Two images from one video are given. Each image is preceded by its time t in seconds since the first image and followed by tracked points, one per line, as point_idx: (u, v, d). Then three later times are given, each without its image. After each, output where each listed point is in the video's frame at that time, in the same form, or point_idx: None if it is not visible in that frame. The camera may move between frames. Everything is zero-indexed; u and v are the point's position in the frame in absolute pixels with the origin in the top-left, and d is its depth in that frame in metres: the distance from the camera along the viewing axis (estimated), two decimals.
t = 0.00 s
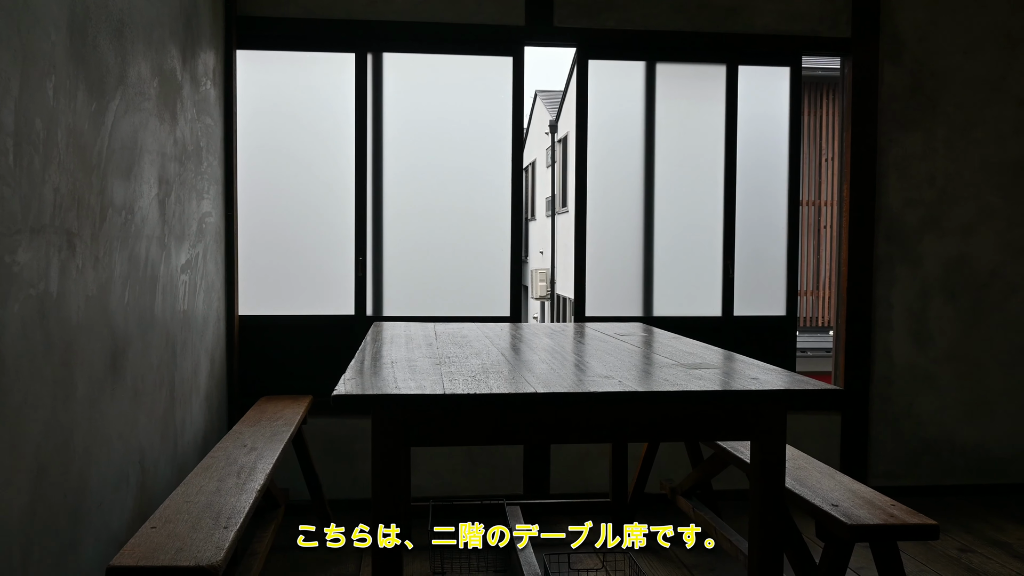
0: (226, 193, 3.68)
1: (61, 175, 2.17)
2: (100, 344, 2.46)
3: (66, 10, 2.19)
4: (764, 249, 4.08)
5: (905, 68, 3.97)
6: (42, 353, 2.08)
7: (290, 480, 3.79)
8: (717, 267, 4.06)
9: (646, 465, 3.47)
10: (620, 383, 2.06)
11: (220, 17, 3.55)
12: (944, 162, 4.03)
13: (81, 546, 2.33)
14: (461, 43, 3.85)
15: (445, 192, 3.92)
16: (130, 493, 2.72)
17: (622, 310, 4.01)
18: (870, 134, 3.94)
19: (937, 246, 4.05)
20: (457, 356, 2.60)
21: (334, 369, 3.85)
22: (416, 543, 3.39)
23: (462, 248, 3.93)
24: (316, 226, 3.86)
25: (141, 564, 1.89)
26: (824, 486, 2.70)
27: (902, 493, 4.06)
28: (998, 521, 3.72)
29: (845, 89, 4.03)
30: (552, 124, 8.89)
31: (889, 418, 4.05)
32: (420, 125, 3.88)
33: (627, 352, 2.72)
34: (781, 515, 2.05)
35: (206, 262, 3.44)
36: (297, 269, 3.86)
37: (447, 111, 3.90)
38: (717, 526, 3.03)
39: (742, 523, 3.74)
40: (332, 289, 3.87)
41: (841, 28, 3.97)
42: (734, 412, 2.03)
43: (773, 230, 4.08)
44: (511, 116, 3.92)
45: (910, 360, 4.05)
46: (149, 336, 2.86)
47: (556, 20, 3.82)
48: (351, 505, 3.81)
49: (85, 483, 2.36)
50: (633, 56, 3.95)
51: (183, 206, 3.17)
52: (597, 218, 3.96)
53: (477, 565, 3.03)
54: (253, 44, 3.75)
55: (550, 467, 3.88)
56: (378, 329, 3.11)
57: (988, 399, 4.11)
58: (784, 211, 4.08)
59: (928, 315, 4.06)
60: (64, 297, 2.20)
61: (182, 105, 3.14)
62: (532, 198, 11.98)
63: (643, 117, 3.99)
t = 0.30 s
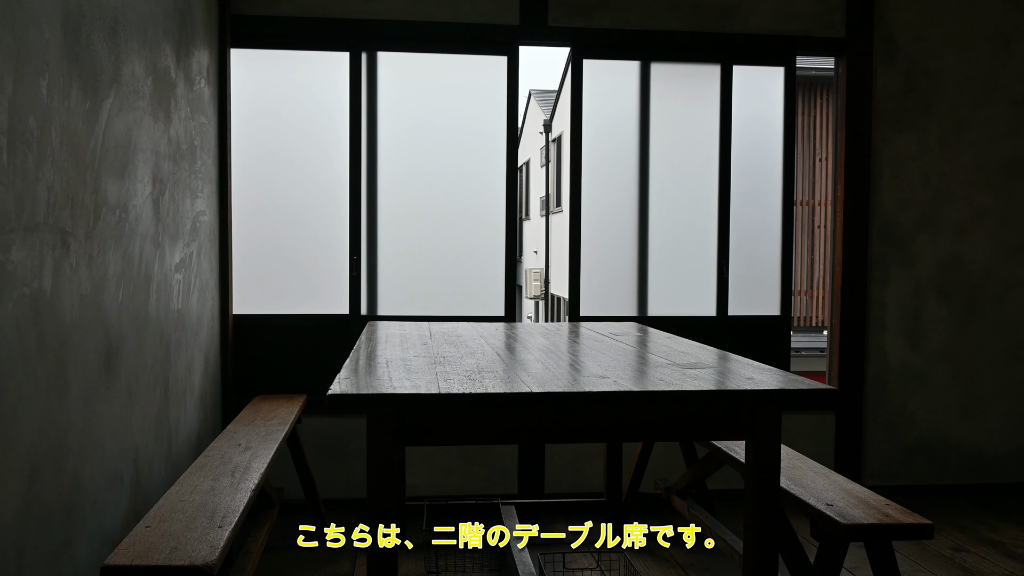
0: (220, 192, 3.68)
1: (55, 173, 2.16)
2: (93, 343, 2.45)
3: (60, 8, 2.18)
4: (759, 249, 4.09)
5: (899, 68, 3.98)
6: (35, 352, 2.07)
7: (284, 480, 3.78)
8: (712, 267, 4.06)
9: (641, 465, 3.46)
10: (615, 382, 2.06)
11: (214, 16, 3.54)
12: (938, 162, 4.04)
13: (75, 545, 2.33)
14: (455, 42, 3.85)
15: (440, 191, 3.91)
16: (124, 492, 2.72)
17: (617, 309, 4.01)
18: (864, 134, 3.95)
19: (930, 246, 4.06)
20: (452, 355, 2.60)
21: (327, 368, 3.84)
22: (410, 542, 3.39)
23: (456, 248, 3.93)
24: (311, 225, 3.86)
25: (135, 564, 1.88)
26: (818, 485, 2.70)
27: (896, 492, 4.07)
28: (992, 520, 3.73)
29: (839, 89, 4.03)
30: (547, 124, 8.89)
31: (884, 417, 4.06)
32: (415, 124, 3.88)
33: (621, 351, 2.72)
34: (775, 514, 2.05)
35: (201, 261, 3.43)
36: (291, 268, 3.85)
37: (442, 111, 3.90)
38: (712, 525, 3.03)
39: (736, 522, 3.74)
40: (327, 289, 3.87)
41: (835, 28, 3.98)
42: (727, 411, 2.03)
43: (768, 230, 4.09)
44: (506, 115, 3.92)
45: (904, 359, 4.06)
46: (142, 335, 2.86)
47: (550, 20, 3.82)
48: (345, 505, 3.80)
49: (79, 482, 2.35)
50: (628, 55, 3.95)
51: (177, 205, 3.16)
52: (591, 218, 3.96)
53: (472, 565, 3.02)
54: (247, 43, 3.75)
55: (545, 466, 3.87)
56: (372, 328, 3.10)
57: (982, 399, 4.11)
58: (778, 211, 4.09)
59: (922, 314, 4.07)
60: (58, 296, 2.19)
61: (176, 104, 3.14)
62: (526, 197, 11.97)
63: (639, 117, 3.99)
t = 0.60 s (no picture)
0: (203, 187, 3.66)
1: (37, 167, 2.15)
2: (74, 339, 2.43)
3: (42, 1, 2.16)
4: (744, 247, 4.10)
5: (884, 67, 4.00)
6: (15, 347, 2.05)
7: (266, 476, 3.77)
8: (698, 265, 4.07)
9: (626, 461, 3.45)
10: (598, 379, 2.06)
11: (198, 10, 3.52)
12: (922, 162, 4.06)
13: (54, 541, 2.31)
14: (439, 37, 3.83)
15: (425, 187, 3.90)
16: (105, 488, 2.70)
17: (601, 306, 4.01)
18: (849, 133, 3.96)
19: (914, 245, 4.08)
20: (435, 352, 2.60)
21: (311, 365, 3.83)
22: (393, 539, 3.38)
23: (441, 244, 3.92)
24: (296, 221, 3.84)
25: (116, 560, 1.87)
26: (801, 482, 2.72)
27: (878, 490, 4.09)
28: (972, 517, 3.76)
29: (824, 88, 4.05)
30: (533, 121, 8.87)
31: (867, 415, 4.08)
32: (400, 120, 3.87)
33: (605, 348, 2.73)
34: (758, 509, 2.06)
35: (184, 257, 3.41)
36: (276, 264, 3.83)
37: (427, 106, 3.89)
38: (695, 522, 3.03)
39: (719, 519, 3.76)
40: (311, 285, 3.85)
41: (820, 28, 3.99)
42: (707, 408, 2.04)
43: (753, 228, 4.10)
44: (491, 111, 3.92)
45: (887, 358, 4.08)
46: (124, 330, 2.84)
47: (537, 17, 3.82)
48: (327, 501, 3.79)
49: (59, 478, 2.34)
50: (614, 53, 3.95)
51: (160, 200, 3.14)
52: (577, 215, 3.96)
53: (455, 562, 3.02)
54: (232, 37, 3.73)
55: (528, 463, 3.87)
56: (357, 325, 3.10)
57: (964, 397, 4.14)
58: (764, 210, 4.10)
59: (905, 313, 4.09)
60: (38, 291, 2.17)
61: (160, 99, 3.12)
62: (512, 194, 11.94)
63: (625, 115, 3.99)
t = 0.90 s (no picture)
0: (186, 185, 3.64)
1: (17, 164, 2.13)
2: (56, 337, 2.41)
3: None
4: (730, 246, 4.11)
5: (867, 67, 4.02)
6: None
7: (249, 475, 3.75)
8: (683, 264, 4.08)
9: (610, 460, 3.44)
10: (584, 377, 2.06)
11: (180, 7, 3.50)
12: (905, 162, 4.08)
13: (35, 541, 2.29)
14: (423, 35, 3.82)
15: (410, 185, 3.90)
16: (87, 488, 2.68)
17: (585, 305, 4.01)
18: (833, 132, 3.98)
19: (897, 244, 4.10)
20: (420, 350, 2.59)
21: (294, 363, 3.82)
22: (376, 538, 3.37)
23: (425, 242, 3.91)
24: (280, 219, 3.83)
25: (97, 560, 1.86)
26: (785, 481, 2.72)
27: (862, 488, 4.11)
28: (954, 514, 3.78)
29: (808, 87, 4.06)
30: (518, 119, 8.86)
31: (851, 413, 4.10)
32: (385, 117, 3.86)
33: (589, 346, 2.73)
34: (743, 507, 2.06)
35: (166, 255, 3.39)
36: (261, 263, 3.82)
37: (412, 104, 3.88)
38: (679, 520, 3.03)
39: (703, 517, 3.77)
40: (295, 283, 3.84)
41: (805, 27, 4.00)
42: (689, 406, 2.04)
43: (737, 227, 4.11)
44: (475, 110, 3.92)
45: (870, 356, 4.10)
46: (106, 329, 2.82)
47: (521, 15, 3.82)
48: (310, 500, 3.78)
49: (40, 478, 2.32)
50: (599, 51, 3.95)
51: (142, 198, 3.12)
52: (562, 214, 3.96)
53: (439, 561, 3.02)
54: (216, 34, 3.71)
55: (513, 462, 3.87)
56: (341, 323, 3.09)
57: (947, 396, 4.17)
58: (748, 209, 4.11)
59: (888, 312, 4.11)
60: (19, 289, 2.16)
61: (142, 96, 3.10)
62: (496, 192, 11.91)
63: (610, 114, 3.99)
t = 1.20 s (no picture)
0: (170, 182, 3.62)
1: None
2: (37, 335, 2.39)
3: None
4: (716, 245, 4.12)
5: (853, 66, 4.03)
6: None
7: (233, 474, 3.73)
8: (670, 262, 4.08)
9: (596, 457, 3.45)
10: (569, 375, 2.06)
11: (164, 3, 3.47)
12: (890, 160, 4.10)
13: (16, 540, 2.27)
14: (408, 32, 3.82)
15: (396, 183, 3.89)
16: (69, 486, 2.66)
17: (571, 303, 4.01)
18: (819, 131, 3.99)
19: (883, 243, 4.11)
20: (406, 348, 2.59)
21: (278, 361, 3.81)
22: (361, 537, 3.37)
23: (411, 240, 3.90)
24: (265, 217, 3.81)
25: (79, 559, 1.84)
26: (769, 478, 2.73)
27: (847, 485, 4.12)
28: (938, 512, 3.80)
29: (793, 86, 4.07)
30: (504, 117, 8.83)
31: (836, 411, 4.11)
32: (371, 114, 3.85)
33: (575, 345, 2.73)
34: (727, 505, 2.06)
35: (150, 252, 3.37)
36: (246, 260, 3.80)
37: (398, 102, 3.87)
38: (664, 518, 3.03)
39: (689, 515, 3.77)
40: (280, 281, 3.82)
41: (790, 26, 4.01)
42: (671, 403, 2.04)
43: (722, 225, 4.12)
44: (461, 107, 3.91)
45: (855, 354, 4.11)
46: (89, 326, 2.80)
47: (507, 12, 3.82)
48: (295, 498, 3.77)
49: (21, 476, 2.30)
50: (585, 49, 3.95)
51: (125, 194, 3.10)
52: (548, 212, 3.96)
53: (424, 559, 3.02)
54: (200, 30, 3.69)
55: (499, 459, 3.87)
56: (326, 321, 3.08)
57: (931, 394, 4.18)
58: (735, 207, 4.12)
59: (873, 310, 4.12)
60: None
61: (125, 91, 3.08)
62: (483, 190, 11.90)
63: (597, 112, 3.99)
